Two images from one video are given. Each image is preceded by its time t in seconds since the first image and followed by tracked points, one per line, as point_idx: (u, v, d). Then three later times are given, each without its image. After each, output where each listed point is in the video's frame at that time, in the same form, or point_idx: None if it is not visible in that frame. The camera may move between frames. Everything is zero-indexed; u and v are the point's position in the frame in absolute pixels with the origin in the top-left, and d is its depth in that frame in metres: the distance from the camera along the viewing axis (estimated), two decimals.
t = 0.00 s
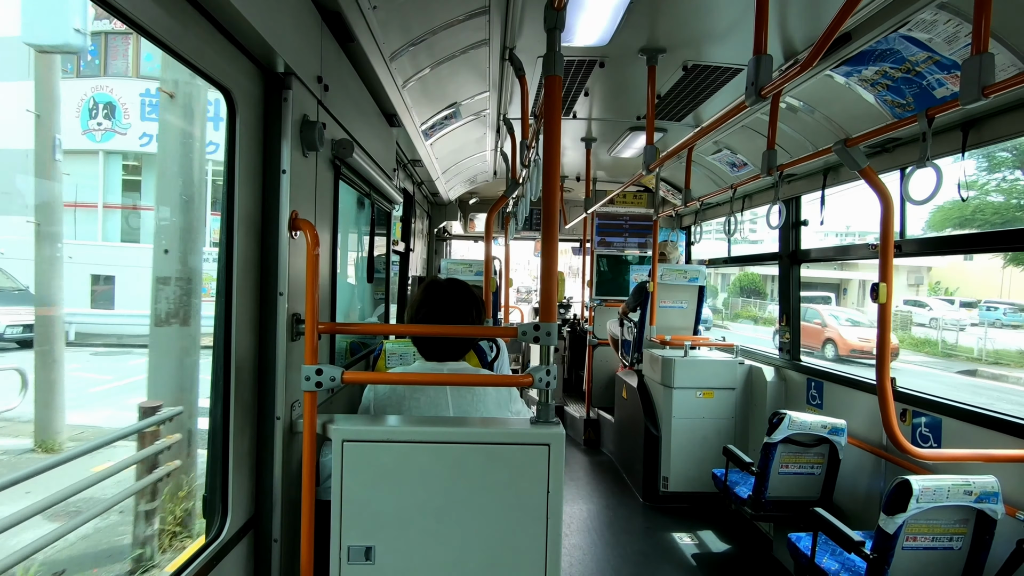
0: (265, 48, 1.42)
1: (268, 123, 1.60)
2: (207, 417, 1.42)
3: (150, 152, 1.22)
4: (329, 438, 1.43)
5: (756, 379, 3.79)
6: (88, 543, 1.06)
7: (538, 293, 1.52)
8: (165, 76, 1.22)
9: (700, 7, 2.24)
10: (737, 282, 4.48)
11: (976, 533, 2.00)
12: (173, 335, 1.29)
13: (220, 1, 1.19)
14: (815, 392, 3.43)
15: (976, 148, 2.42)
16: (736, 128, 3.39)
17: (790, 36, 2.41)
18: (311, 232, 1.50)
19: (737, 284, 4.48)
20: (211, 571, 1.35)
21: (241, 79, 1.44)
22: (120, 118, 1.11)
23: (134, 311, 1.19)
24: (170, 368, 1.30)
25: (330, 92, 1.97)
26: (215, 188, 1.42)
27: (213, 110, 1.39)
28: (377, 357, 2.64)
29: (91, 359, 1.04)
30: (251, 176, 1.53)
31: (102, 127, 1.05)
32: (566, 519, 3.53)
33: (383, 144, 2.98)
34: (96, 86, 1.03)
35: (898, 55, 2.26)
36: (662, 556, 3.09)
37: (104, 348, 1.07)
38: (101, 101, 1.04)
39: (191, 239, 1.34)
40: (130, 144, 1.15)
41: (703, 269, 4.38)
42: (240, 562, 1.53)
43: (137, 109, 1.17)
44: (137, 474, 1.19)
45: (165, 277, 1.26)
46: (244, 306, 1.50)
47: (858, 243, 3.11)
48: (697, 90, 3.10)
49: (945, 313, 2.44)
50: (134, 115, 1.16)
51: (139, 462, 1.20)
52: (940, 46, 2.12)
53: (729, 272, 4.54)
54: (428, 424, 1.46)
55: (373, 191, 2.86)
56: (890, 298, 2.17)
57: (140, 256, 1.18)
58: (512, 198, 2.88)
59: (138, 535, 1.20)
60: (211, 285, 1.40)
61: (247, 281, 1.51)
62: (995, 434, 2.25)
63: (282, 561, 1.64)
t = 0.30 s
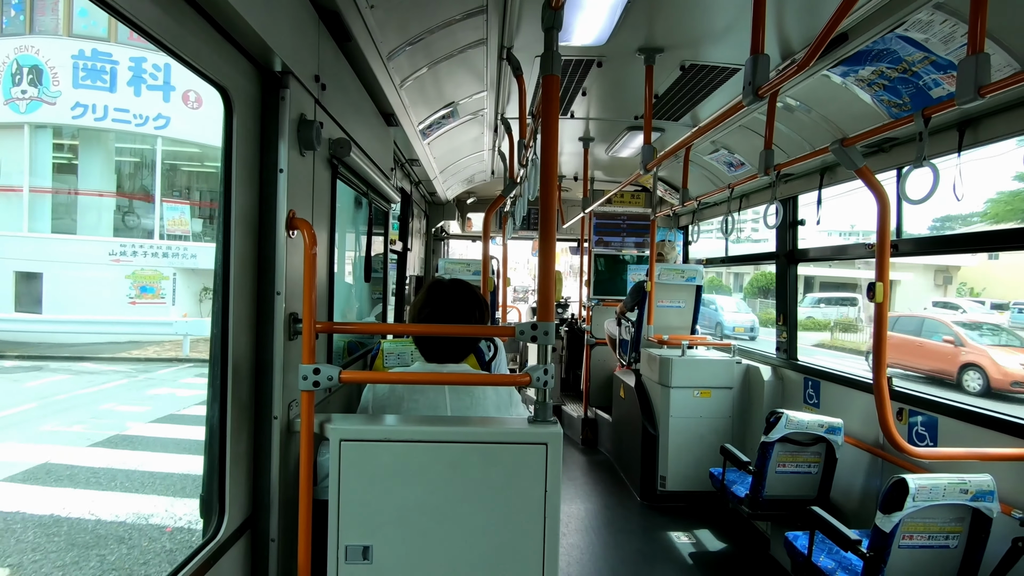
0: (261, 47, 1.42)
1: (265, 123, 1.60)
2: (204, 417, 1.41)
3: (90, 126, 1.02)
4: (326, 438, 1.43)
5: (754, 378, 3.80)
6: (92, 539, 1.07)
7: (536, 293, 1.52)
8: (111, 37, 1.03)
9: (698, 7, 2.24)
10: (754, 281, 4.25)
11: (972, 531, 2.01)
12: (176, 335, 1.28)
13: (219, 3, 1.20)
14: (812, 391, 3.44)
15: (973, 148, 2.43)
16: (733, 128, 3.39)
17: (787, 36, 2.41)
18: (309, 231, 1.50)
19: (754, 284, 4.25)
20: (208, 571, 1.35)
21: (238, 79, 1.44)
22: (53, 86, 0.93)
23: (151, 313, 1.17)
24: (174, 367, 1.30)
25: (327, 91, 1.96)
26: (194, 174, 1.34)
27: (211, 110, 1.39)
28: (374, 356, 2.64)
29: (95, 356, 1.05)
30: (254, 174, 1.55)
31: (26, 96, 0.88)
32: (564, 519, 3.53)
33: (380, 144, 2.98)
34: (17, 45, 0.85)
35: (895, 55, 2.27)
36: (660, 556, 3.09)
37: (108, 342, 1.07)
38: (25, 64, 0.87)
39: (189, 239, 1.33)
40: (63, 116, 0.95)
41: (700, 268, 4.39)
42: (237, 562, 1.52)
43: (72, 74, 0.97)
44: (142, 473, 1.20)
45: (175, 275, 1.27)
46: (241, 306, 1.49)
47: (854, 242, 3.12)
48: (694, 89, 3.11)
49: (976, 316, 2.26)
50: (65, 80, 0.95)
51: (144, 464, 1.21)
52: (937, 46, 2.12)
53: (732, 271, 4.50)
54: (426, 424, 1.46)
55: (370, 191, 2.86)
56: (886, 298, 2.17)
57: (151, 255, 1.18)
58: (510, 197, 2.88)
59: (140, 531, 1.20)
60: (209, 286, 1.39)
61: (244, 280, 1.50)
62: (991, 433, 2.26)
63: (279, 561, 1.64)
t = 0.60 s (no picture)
0: (260, 48, 1.41)
1: (265, 124, 1.60)
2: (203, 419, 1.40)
3: None
4: (326, 439, 1.42)
5: (754, 377, 3.80)
6: (92, 539, 1.07)
7: (536, 294, 1.51)
8: None
9: (697, 7, 2.25)
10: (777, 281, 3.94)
11: (973, 531, 2.01)
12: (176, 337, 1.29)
13: (216, 2, 1.19)
14: (812, 390, 3.44)
15: (972, 147, 2.43)
16: (733, 127, 3.40)
17: (786, 35, 2.41)
18: (308, 232, 1.49)
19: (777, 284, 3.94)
20: (208, 573, 1.34)
21: (237, 80, 1.44)
22: None
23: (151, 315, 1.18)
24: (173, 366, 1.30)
25: (326, 92, 1.96)
26: (153, 163, 1.19)
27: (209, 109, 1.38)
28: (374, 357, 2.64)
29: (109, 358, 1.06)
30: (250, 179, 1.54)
31: None
32: (565, 519, 3.53)
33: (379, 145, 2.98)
34: None
35: (894, 54, 2.27)
36: (661, 555, 3.09)
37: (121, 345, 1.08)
38: None
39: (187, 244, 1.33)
40: None
41: (699, 268, 4.39)
42: (237, 564, 1.52)
43: None
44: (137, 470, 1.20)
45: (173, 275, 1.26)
46: (240, 307, 1.49)
47: (854, 242, 3.12)
48: (693, 89, 3.11)
49: None
50: None
51: (142, 461, 1.21)
52: (935, 45, 2.12)
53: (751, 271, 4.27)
54: (426, 424, 1.46)
55: (370, 192, 2.86)
56: (886, 297, 2.17)
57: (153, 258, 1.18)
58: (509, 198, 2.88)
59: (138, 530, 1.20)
60: (207, 287, 1.39)
61: (243, 281, 1.50)
62: (992, 431, 2.26)
63: (279, 563, 1.63)
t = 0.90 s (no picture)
0: (259, 46, 1.41)
1: (263, 123, 1.60)
2: (202, 418, 1.40)
3: None
4: (325, 437, 1.42)
5: (752, 375, 3.81)
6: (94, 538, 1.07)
7: (535, 292, 1.51)
8: None
9: (695, 5, 2.25)
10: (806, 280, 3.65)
11: (971, 527, 2.01)
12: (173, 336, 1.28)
13: (216, 2, 1.20)
14: (810, 388, 3.45)
15: (971, 145, 2.43)
16: (731, 125, 3.40)
17: (785, 33, 2.41)
18: (307, 230, 1.50)
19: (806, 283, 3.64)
20: (207, 571, 1.34)
21: (235, 78, 1.44)
22: None
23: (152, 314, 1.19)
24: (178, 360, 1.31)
25: (325, 90, 1.95)
26: (81, 141, 0.97)
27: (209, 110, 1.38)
28: (372, 356, 2.64)
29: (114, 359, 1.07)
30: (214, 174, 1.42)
31: None
32: (564, 517, 3.53)
33: (378, 143, 2.98)
34: None
35: (892, 52, 2.27)
36: (659, 553, 3.10)
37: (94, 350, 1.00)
38: None
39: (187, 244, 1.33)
40: None
41: (698, 266, 4.39)
42: (236, 563, 1.52)
43: None
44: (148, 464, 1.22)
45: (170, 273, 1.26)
46: (239, 306, 1.49)
47: (852, 240, 3.13)
48: (692, 88, 3.11)
49: None
50: None
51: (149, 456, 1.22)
52: (934, 43, 2.12)
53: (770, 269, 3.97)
54: (424, 422, 1.46)
55: (369, 190, 2.86)
56: (884, 295, 2.17)
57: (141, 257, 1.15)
58: (508, 196, 2.88)
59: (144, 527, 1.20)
60: (204, 285, 1.39)
61: (242, 280, 1.50)
62: (989, 429, 2.27)
63: (278, 562, 1.64)
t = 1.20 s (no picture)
0: (257, 45, 1.41)
1: (261, 121, 1.59)
2: (200, 418, 1.40)
3: None
4: (323, 437, 1.43)
5: (749, 375, 3.81)
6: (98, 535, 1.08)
7: (533, 292, 1.51)
8: None
9: (694, 6, 2.25)
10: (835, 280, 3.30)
11: (967, 528, 2.02)
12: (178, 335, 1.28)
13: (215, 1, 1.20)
14: (807, 389, 3.45)
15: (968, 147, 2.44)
16: (730, 126, 3.40)
17: (784, 34, 2.41)
18: (305, 229, 1.49)
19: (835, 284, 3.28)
20: (203, 571, 1.34)
21: (233, 77, 1.43)
22: None
23: (155, 313, 1.19)
24: (182, 358, 1.31)
25: (323, 89, 1.95)
26: None
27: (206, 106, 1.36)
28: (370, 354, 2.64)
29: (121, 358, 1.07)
30: (148, 148, 1.14)
31: None
32: (561, 517, 3.54)
33: (376, 141, 2.98)
34: None
35: (890, 53, 2.28)
36: (657, 553, 3.10)
37: None
38: None
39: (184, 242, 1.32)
40: None
41: (696, 267, 4.40)
42: (233, 563, 1.52)
43: None
44: (156, 462, 1.22)
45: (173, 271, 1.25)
46: (237, 304, 1.49)
47: (850, 241, 3.13)
48: (690, 88, 3.12)
49: None
50: None
51: (156, 455, 1.22)
52: (932, 45, 2.13)
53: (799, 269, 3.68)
54: (423, 422, 1.46)
55: (367, 189, 2.85)
56: (882, 296, 2.18)
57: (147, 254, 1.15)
58: (506, 196, 2.88)
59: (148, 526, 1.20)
60: (202, 284, 1.38)
61: (239, 278, 1.50)
62: (986, 430, 2.27)
63: (275, 561, 1.63)
